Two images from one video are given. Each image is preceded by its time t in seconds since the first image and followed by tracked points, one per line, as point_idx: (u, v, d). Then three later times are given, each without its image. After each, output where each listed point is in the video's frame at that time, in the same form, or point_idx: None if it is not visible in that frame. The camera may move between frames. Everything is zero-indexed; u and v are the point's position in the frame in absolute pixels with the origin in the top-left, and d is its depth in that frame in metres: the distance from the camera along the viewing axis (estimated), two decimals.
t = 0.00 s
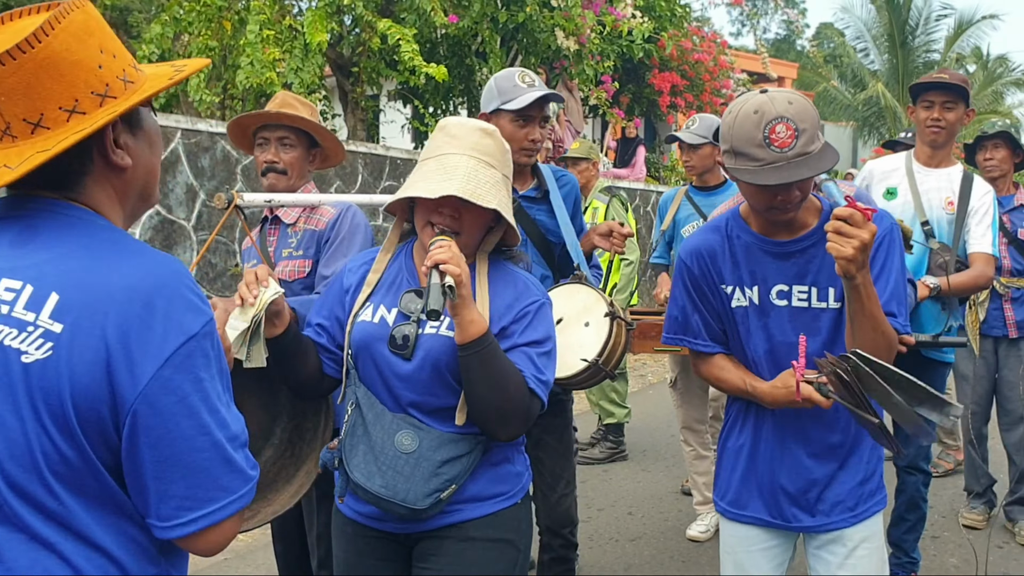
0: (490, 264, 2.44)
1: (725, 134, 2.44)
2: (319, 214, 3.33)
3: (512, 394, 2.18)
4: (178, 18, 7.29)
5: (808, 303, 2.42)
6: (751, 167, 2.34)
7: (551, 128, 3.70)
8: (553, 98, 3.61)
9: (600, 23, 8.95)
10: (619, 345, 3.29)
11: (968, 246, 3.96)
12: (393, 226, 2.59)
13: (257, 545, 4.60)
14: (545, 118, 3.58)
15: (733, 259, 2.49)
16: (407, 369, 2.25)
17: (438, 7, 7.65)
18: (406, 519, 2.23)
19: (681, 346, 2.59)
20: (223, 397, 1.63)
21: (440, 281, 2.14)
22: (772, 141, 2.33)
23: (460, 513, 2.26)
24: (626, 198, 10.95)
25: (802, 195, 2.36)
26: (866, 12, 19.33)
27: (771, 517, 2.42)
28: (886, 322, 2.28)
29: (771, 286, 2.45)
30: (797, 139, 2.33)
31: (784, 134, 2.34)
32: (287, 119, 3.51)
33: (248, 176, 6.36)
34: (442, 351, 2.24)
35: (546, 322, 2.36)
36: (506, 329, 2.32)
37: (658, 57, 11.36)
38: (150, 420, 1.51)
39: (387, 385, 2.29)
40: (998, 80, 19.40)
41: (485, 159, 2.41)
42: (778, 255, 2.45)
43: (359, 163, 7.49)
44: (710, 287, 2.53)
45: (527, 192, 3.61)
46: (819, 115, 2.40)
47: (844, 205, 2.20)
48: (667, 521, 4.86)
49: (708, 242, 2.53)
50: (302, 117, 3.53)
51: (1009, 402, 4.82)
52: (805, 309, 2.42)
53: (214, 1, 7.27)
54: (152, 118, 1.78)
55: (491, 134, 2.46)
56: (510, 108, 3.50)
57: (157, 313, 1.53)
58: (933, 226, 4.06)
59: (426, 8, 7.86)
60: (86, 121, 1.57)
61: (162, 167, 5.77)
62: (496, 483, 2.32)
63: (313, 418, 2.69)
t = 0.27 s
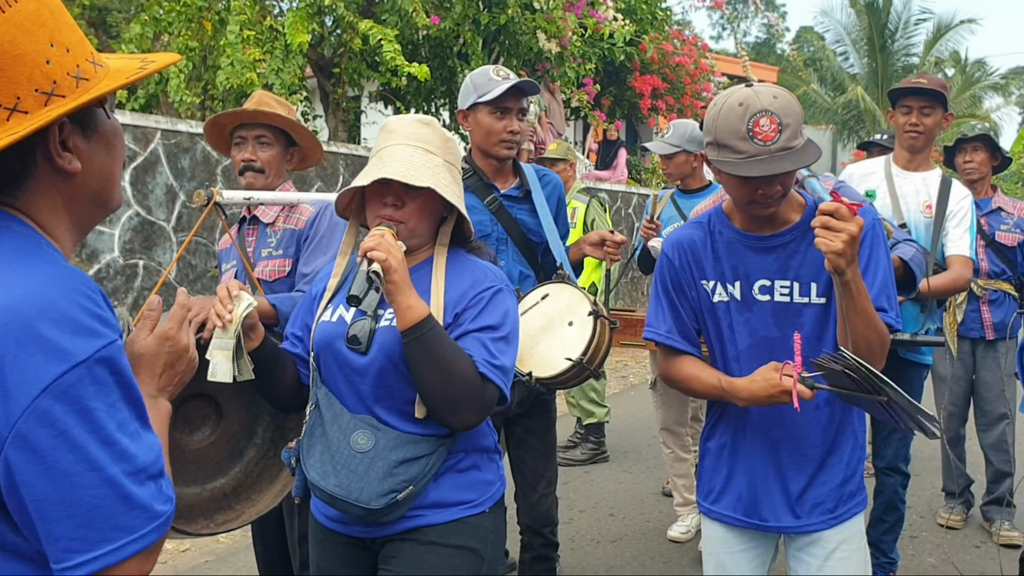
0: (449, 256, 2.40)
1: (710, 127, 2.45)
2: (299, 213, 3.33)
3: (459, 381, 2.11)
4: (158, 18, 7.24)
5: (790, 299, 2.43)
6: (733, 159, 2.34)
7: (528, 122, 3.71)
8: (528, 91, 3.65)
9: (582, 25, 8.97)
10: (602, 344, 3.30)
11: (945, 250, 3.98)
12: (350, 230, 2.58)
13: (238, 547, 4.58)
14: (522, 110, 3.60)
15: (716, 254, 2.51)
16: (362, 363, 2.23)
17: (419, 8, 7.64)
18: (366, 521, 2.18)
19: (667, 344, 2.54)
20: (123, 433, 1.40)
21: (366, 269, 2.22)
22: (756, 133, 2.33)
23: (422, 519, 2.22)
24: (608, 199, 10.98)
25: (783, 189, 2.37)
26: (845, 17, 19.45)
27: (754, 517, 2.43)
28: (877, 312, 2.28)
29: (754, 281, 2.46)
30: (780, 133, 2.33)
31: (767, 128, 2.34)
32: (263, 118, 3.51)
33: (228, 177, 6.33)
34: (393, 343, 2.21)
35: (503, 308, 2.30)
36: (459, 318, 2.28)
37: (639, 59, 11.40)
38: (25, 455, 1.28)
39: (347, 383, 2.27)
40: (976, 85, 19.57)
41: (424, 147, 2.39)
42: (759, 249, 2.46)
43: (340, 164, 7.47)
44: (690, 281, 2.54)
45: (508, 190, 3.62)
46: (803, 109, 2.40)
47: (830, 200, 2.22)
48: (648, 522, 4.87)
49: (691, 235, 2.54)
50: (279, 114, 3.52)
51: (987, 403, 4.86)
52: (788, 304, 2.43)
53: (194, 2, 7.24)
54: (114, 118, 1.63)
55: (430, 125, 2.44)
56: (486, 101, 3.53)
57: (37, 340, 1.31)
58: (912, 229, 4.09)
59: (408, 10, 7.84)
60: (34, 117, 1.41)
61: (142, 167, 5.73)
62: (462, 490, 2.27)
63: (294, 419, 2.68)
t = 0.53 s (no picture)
0: (405, 246, 2.29)
1: (690, 133, 2.46)
2: (267, 225, 3.32)
3: (408, 366, 1.99)
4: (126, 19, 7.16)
5: (762, 303, 2.44)
6: (715, 168, 2.36)
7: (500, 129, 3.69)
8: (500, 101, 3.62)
9: (553, 29, 8.99)
10: (575, 340, 3.30)
11: (916, 253, 4.04)
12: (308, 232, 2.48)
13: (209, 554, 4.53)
14: (493, 121, 3.58)
15: (688, 257, 2.52)
16: (313, 361, 2.16)
17: (391, 11, 7.61)
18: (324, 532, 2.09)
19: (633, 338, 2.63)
20: None
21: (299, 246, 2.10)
22: (738, 142, 2.35)
23: (389, 540, 2.14)
24: (580, 203, 11.00)
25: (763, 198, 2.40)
26: (814, 22, 19.64)
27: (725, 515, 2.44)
28: (848, 320, 2.31)
29: (726, 284, 2.46)
30: (762, 144, 2.36)
31: (750, 138, 2.36)
32: (229, 124, 3.49)
33: (198, 180, 6.28)
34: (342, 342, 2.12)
35: (458, 292, 2.18)
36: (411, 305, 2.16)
37: (611, 64, 11.44)
38: None
39: (301, 389, 2.19)
40: (942, 90, 19.84)
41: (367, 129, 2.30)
42: (733, 253, 2.47)
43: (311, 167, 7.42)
44: (660, 284, 2.56)
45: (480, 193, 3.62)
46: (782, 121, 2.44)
47: (806, 208, 2.24)
48: (620, 525, 4.88)
49: (663, 240, 2.57)
50: (245, 122, 3.50)
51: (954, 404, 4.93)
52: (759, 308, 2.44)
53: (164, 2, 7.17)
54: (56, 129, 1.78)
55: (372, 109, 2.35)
56: (456, 111, 3.50)
57: None
58: (881, 233, 4.13)
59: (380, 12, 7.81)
60: None
61: (110, 169, 5.67)
62: (430, 507, 2.19)
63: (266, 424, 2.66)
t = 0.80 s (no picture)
0: (394, 273, 2.16)
1: (688, 133, 2.46)
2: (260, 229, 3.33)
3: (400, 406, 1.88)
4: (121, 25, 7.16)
5: (759, 308, 2.45)
6: (712, 169, 2.36)
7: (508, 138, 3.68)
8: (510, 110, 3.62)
9: (548, 37, 9.01)
10: (567, 364, 3.29)
11: (907, 262, 4.04)
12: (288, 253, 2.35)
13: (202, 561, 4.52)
14: (503, 130, 3.58)
15: (685, 262, 2.53)
16: (299, 398, 2.02)
17: (386, 19, 7.61)
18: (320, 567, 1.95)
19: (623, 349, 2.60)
20: None
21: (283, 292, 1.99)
22: (736, 144, 2.35)
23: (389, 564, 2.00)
24: (574, 210, 11.00)
25: (759, 201, 2.39)
26: (807, 31, 19.72)
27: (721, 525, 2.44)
28: (847, 323, 2.32)
29: (723, 290, 2.47)
30: (759, 146, 2.36)
31: (747, 140, 2.36)
32: (214, 132, 3.49)
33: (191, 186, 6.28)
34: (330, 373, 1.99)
35: (453, 325, 2.05)
36: (404, 340, 2.04)
37: (605, 71, 11.47)
38: None
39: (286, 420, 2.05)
40: (934, 99, 19.92)
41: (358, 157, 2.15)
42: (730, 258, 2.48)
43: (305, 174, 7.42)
44: (657, 290, 2.56)
45: (484, 201, 3.64)
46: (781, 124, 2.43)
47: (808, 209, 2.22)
48: (614, 532, 4.88)
49: (660, 245, 2.56)
50: (232, 126, 3.49)
51: (947, 411, 4.94)
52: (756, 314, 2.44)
53: (158, 9, 7.13)
54: None
55: (364, 132, 2.20)
56: (466, 117, 3.50)
57: None
58: (876, 241, 4.16)
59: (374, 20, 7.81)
60: None
61: (104, 175, 5.66)
62: (429, 532, 2.05)
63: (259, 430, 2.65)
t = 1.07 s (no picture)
0: (375, 267, 2.10)
1: (689, 137, 2.45)
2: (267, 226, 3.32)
3: (376, 406, 1.81)
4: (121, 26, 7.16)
5: (760, 306, 2.45)
6: (715, 174, 2.36)
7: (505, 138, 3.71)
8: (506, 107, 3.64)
9: (548, 38, 9.01)
10: (574, 357, 3.29)
11: (909, 263, 4.02)
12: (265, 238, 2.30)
13: (204, 562, 4.51)
14: (499, 128, 3.60)
15: (686, 260, 2.53)
16: (271, 392, 1.97)
17: (386, 20, 7.60)
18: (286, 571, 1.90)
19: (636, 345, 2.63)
20: None
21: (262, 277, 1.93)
22: (737, 149, 2.35)
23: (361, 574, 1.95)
24: (574, 211, 11.00)
25: (761, 203, 2.39)
26: (807, 32, 19.73)
27: (723, 516, 2.45)
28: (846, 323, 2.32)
29: (725, 288, 2.47)
30: (762, 149, 2.36)
31: (749, 143, 2.36)
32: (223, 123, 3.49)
33: (193, 187, 6.29)
34: (304, 367, 1.94)
35: (434, 323, 1.99)
36: (383, 335, 1.98)
37: (605, 72, 11.48)
38: None
39: (258, 414, 2.01)
40: (934, 100, 19.92)
41: (345, 143, 2.07)
42: (732, 256, 2.48)
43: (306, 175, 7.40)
44: (660, 288, 2.56)
45: (483, 200, 3.64)
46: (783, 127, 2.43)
47: (806, 207, 2.22)
48: (617, 533, 4.87)
49: (662, 242, 2.57)
50: (244, 122, 3.49)
51: (949, 411, 4.93)
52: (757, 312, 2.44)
53: (159, 10, 7.13)
54: None
55: (353, 116, 2.12)
56: (462, 117, 3.52)
57: None
58: (876, 241, 4.16)
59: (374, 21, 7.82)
60: None
61: (105, 176, 5.66)
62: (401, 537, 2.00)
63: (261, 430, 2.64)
